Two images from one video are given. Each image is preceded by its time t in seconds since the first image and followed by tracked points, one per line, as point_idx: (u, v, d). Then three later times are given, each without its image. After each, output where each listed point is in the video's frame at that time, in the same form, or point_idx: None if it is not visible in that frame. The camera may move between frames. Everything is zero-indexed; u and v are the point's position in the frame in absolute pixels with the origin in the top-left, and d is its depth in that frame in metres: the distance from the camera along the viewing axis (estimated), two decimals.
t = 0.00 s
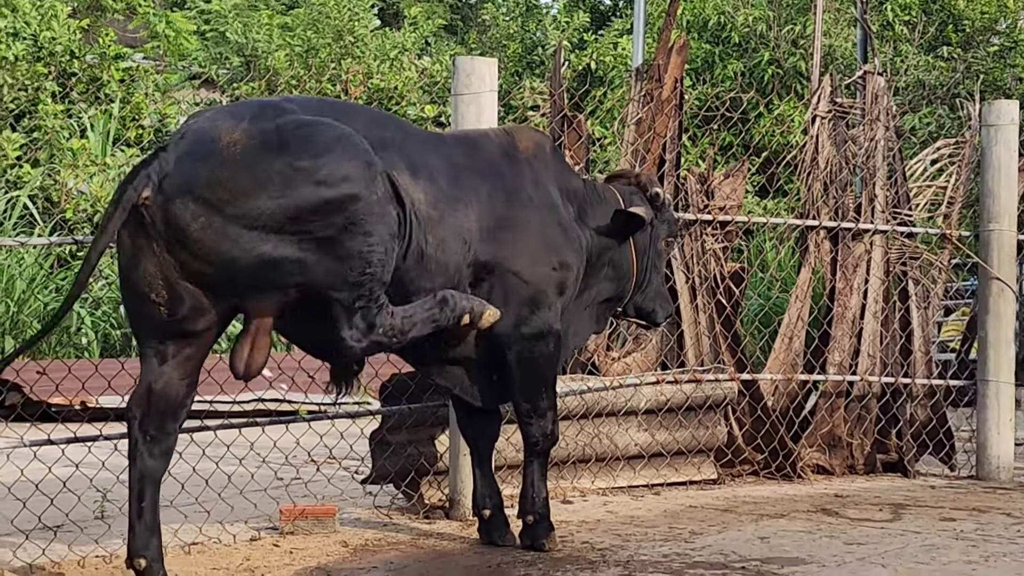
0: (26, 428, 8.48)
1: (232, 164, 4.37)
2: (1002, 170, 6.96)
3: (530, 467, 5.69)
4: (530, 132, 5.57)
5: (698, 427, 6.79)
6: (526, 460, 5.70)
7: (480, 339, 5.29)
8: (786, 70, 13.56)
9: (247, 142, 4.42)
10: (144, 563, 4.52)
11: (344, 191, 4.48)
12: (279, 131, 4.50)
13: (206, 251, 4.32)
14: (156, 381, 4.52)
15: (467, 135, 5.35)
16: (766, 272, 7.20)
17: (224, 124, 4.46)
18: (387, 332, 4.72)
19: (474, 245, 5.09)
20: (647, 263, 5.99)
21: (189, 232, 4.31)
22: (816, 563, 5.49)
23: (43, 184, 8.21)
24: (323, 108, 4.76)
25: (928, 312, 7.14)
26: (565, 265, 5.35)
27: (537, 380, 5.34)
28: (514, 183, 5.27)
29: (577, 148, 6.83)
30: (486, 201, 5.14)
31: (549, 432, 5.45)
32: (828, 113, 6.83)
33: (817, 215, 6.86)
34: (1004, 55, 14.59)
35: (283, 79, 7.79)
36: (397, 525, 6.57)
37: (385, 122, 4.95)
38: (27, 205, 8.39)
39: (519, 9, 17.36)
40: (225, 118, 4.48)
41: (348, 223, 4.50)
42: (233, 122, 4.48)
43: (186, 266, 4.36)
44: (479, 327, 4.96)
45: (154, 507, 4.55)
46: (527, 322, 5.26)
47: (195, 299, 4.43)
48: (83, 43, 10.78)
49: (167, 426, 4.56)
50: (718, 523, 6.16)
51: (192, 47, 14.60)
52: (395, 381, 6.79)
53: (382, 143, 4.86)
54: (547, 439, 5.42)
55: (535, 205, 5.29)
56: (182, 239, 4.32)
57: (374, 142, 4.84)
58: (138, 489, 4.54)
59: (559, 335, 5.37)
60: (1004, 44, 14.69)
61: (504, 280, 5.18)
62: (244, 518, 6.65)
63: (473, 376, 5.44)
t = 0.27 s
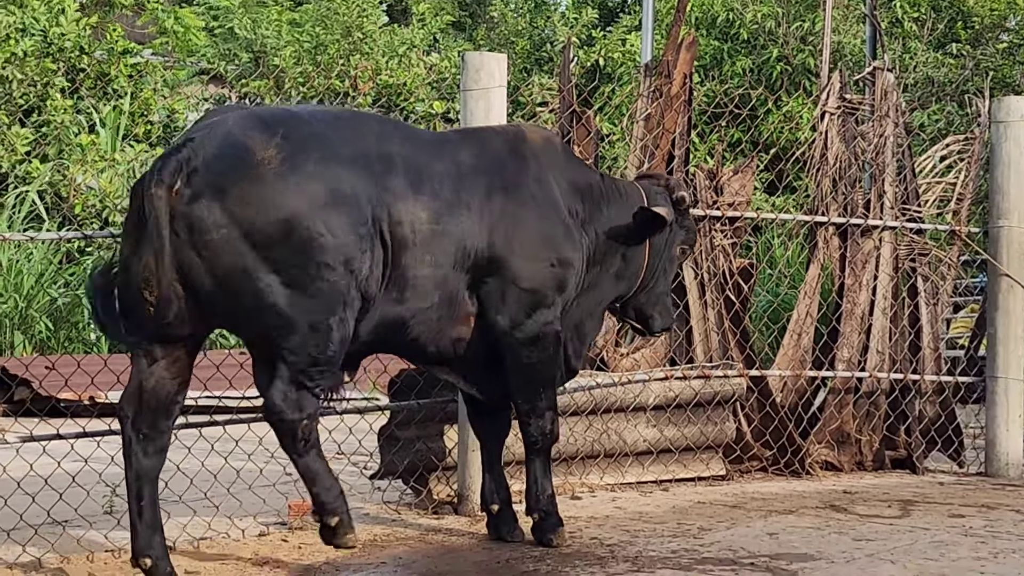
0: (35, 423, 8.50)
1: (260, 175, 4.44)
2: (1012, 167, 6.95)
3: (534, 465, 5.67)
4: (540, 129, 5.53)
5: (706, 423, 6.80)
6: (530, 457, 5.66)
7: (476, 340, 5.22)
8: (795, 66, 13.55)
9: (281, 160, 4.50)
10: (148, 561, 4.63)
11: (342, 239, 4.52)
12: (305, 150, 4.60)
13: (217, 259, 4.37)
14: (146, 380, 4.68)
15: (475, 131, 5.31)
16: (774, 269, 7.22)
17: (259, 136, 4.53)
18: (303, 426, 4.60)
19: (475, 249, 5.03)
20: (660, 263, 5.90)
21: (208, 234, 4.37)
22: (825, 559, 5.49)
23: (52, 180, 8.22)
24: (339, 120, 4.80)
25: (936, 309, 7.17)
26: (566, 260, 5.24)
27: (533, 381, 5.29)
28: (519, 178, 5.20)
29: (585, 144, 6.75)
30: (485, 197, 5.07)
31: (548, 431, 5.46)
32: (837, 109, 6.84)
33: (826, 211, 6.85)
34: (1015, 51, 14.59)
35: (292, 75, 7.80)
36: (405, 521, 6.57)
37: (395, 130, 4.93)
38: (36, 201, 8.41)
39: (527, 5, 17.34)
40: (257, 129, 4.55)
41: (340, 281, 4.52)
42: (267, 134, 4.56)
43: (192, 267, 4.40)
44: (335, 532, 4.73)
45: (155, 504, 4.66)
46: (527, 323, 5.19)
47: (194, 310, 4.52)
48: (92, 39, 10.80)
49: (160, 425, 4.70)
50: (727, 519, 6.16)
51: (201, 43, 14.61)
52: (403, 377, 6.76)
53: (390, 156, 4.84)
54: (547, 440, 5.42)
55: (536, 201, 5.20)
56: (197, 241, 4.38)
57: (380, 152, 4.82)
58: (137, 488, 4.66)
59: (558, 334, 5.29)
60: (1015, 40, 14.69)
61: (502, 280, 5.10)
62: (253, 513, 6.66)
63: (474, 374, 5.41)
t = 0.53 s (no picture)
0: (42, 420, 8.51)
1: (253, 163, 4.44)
2: (1019, 166, 6.95)
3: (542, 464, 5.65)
4: (544, 127, 5.53)
5: (713, 421, 6.81)
6: (539, 454, 5.66)
7: (492, 341, 5.22)
8: (802, 64, 13.54)
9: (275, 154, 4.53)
10: (153, 559, 4.57)
11: (319, 244, 4.43)
12: (306, 150, 4.61)
13: (192, 231, 4.28)
14: (147, 376, 4.59)
15: (482, 132, 5.29)
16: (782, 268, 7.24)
17: (260, 127, 4.58)
18: (205, 406, 4.33)
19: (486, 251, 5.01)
20: (674, 245, 5.91)
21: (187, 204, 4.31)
22: (831, 558, 5.49)
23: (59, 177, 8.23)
24: (344, 126, 4.79)
25: (943, 308, 7.16)
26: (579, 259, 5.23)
27: (546, 378, 5.31)
28: (528, 179, 5.21)
29: (592, 142, 6.74)
30: (497, 199, 5.08)
31: (559, 428, 5.47)
32: (845, 107, 6.84)
33: (833, 210, 6.85)
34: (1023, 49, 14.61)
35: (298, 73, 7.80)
36: (412, 519, 6.57)
37: (400, 137, 4.92)
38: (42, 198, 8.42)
39: (534, 3, 17.34)
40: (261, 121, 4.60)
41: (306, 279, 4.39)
42: (269, 127, 4.61)
43: (164, 241, 4.32)
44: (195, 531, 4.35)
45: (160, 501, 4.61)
46: (536, 319, 5.19)
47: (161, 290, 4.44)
48: (99, 36, 10.80)
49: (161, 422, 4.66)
50: (733, 517, 6.16)
51: (208, 40, 14.63)
52: (410, 374, 6.77)
53: (397, 164, 4.81)
54: (557, 437, 5.43)
55: (547, 201, 5.21)
56: (176, 213, 4.31)
57: (386, 162, 4.78)
58: (141, 486, 4.62)
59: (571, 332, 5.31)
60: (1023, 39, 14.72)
61: (516, 280, 5.10)
62: (260, 510, 6.66)
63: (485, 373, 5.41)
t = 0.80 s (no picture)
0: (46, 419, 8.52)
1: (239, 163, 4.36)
2: None
3: (547, 463, 5.63)
4: (545, 123, 5.56)
5: (717, 421, 6.80)
6: (544, 453, 5.64)
7: (503, 341, 5.26)
8: (806, 64, 13.52)
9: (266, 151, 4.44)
10: (155, 556, 4.64)
11: (311, 235, 4.40)
12: (300, 146, 4.55)
13: (179, 231, 4.26)
14: (148, 374, 4.62)
15: (488, 131, 5.31)
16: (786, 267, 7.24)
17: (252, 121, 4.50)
18: (225, 415, 4.38)
19: (496, 247, 5.01)
20: (663, 227, 5.93)
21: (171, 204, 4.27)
22: (835, 557, 5.49)
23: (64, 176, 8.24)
24: (343, 121, 4.77)
25: (947, 308, 7.17)
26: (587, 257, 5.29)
27: (555, 378, 5.38)
28: (536, 177, 5.24)
29: (597, 141, 6.73)
30: (509, 197, 5.10)
31: (565, 427, 5.53)
32: (850, 107, 6.84)
33: (838, 209, 6.85)
34: None
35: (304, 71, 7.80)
36: (416, 517, 6.57)
37: (404, 133, 4.90)
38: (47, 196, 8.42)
39: (538, 2, 17.33)
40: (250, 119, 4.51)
41: (300, 271, 4.37)
42: (260, 122, 4.52)
43: (154, 242, 4.32)
44: (245, 544, 4.38)
45: (162, 500, 4.65)
46: (546, 317, 5.24)
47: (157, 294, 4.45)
48: (104, 35, 10.81)
49: (162, 420, 4.68)
50: (737, 517, 6.16)
51: (212, 39, 14.63)
52: (414, 372, 6.76)
53: (402, 160, 4.79)
54: (563, 436, 5.50)
55: (556, 198, 5.25)
56: (163, 214, 4.30)
57: (391, 158, 4.77)
58: (143, 484, 4.65)
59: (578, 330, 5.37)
60: None
61: (526, 278, 5.14)
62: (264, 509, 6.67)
63: (497, 373, 5.43)
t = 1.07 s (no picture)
0: (47, 418, 8.52)
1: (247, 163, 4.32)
2: None
3: (549, 465, 5.61)
4: (546, 122, 5.56)
5: (719, 422, 6.80)
6: (546, 454, 5.64)
7: (502, 340, 5.28)
8: (808, 65, 13.52)
9: (273, 148, 4.40)
10: (158, 556, 4.60)
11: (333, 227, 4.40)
12: (305, 143, 4.50)
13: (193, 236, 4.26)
14: (155, 374, 4.57)
15: (489, 131, 5.29)
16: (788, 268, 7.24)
17: (254, 120, 4.46)
18: (246, 379, 4.35)
19: (496, 247, 5.02)
20: (656, 228, 5.91)
21: (184, 212, 4.25)
22: (837, 558, 5.49)
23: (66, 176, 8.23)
24: (346, 118, 4.71)
25: (949, 309, 7.17)
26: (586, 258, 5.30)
27: (555, 378, 5.37)
28: (538, 178, 5.23)
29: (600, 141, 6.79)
30: (508, 198, 5.09)
31: (567, 427, 5.55)
32: (852, 108, 6.83)
33: (840, 210, 6.84)
34: None
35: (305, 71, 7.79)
36: (418, 518, 6.56)
37: (408, 131, 4.87)
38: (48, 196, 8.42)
39: (540, 3, 17.32)
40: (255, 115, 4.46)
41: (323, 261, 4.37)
42: (261, 120, 4.47)
43: (171, 249, 4.29)
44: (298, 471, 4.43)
45: (166, 499, 4.62)
46: (546, 318, 5.24)
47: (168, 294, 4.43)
48: (106, 35, 10.81)
49: (169, 419, 4.62)
50: (739, 518, 6.16)
51: (214, 39, 14.63)
52: (415, 373, 6.78)
53: (406, 156, 4.77)
54: (563, 437, 5.53)
55: (557, 200, 5.24)
56: (177, 222, 4.27)
57: (395, 154, 4.74)
58: (146, 484, 4.61)
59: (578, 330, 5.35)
60: None
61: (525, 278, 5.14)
62: (265, 510, 6.66)
63: (497, 372, 5.45)
